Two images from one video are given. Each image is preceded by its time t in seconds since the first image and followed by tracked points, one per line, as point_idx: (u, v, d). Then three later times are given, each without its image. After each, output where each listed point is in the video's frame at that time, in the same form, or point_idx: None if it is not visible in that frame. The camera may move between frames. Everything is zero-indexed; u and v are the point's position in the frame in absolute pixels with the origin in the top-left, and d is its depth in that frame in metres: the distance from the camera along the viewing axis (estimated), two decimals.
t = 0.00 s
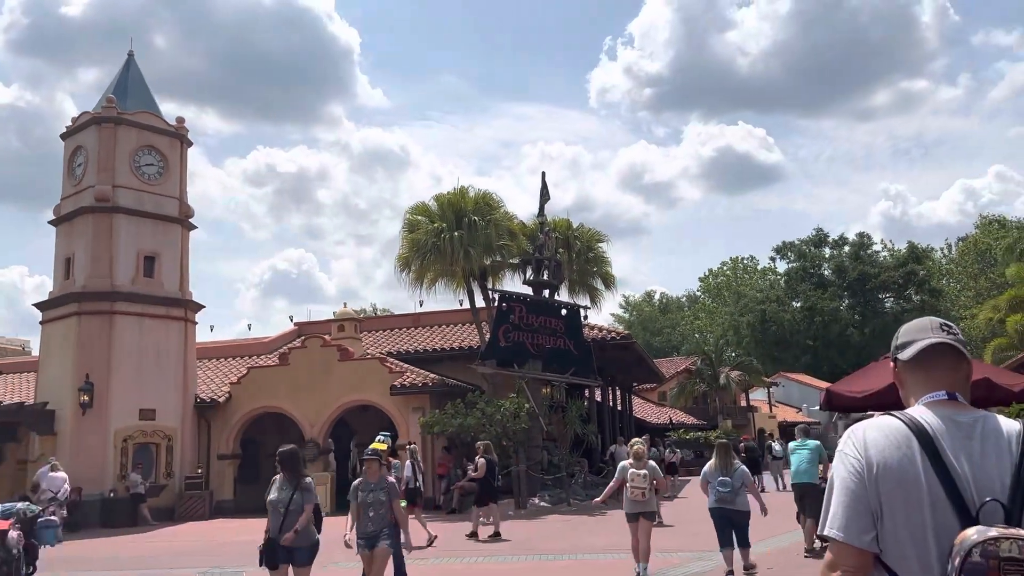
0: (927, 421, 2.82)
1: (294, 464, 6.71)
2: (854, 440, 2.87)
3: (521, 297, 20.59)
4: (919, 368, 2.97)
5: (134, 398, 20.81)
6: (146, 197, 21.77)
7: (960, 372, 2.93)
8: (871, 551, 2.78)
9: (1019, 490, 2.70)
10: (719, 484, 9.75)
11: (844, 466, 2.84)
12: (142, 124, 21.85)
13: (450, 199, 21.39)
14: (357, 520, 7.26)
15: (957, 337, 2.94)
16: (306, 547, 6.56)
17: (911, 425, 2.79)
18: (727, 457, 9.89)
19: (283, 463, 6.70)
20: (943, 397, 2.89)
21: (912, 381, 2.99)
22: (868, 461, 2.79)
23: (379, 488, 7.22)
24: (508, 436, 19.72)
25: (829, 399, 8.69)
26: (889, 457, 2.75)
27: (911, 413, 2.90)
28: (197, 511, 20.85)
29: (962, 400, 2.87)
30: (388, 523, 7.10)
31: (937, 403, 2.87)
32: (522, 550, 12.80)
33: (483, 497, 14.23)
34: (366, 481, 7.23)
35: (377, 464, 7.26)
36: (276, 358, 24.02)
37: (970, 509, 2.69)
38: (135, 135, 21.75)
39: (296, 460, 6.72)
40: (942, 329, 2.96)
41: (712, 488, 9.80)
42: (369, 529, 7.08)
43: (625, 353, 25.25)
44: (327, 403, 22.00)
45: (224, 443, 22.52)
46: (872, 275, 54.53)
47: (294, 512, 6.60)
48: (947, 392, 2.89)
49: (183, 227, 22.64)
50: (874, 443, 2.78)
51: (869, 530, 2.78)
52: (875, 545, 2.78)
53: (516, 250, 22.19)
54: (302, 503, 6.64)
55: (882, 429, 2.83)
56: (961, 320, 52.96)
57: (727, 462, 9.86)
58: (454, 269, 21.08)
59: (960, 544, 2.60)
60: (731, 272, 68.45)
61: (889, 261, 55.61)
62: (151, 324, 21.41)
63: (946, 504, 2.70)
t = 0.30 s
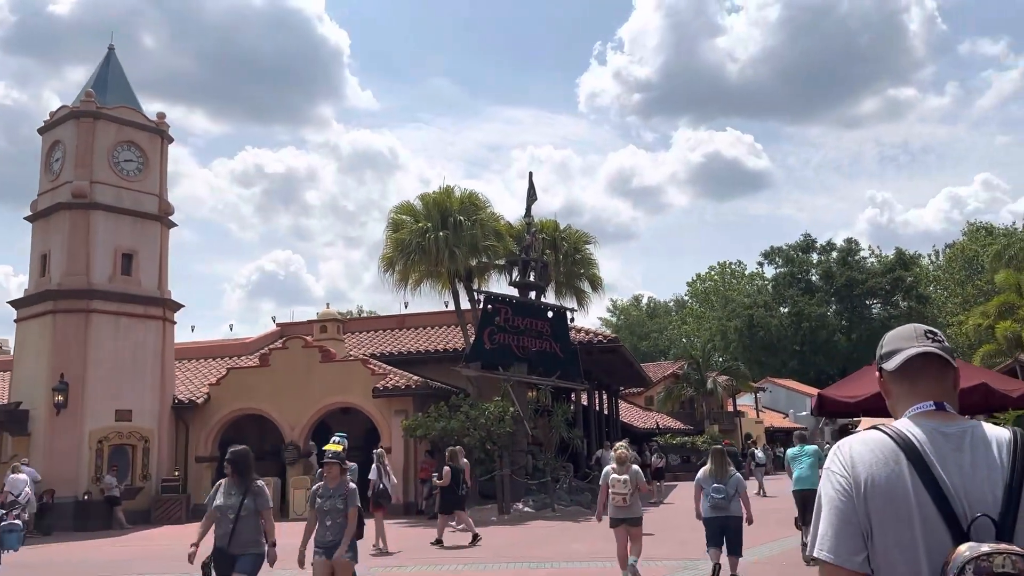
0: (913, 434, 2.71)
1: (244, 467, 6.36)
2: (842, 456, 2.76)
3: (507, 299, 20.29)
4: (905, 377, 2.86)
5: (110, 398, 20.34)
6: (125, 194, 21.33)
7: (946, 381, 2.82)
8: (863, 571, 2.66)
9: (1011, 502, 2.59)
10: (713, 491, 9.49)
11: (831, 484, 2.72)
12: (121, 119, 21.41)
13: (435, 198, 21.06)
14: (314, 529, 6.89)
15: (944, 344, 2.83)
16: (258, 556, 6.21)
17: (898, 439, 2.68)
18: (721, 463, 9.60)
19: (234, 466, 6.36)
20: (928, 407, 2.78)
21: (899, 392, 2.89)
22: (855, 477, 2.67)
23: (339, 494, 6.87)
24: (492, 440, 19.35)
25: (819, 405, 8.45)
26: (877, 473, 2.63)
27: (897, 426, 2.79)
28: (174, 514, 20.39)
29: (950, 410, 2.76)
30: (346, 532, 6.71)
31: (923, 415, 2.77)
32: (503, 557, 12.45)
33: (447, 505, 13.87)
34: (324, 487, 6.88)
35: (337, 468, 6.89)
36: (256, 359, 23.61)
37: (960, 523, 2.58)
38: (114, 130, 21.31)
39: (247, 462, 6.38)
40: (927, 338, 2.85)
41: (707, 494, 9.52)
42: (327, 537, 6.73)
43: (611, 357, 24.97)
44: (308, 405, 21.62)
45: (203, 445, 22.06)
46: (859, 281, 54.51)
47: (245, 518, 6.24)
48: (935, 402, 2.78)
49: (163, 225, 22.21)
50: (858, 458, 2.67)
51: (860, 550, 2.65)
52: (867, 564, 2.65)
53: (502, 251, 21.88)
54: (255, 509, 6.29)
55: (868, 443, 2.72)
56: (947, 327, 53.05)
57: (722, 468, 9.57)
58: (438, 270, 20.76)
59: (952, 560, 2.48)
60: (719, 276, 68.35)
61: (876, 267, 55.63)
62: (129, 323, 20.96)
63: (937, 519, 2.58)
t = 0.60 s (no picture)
0: (961, 424, 2.38)
1: (207, 471, 6.01)
2: (880, 445, 2.43)
3: (501, 297, 19.93)
4: (946, 366, 2.52)
5: (94, 396, 19.89)
6: (111, 186, 20.85)
7: (992, 370, 2.48)
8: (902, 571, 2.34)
9: None
10: (717, 493, 9.13)
11: (869, 477, 2.40)
12: (108, 111, 20.94)
13: (429, 193, 20.69)
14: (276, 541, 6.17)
15: (990, 332, 2.48)
16: (213, 570, 5.77)
17: (946, 429, 2.36)
18: (723, 463, 9.29)
19: (196, 470, 5.99)
20: (973, 399, 2.45)
21: (939, 384, 2.55)
22: (896, 469, 2.35)
23: (301, 501, 6.08)
24: (483, 440, 19.04)
25: (827, 405, 8.06)
26: (921, 465, 2.31)
27: (941, 415, 2.46)
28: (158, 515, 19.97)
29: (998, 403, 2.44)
30: (307, 545, 5.94)
31: (970, 405, 2.43)
32: (494, 561, 12.03)
33: (424, 505, 13.66)
34: (287, 492, 6.16)
35: (300, 472, 6.16)
36: (244, 357, 23.16)
37: (1017, 523, 2.27)
38: (100, 122, 20.84)
39: (210, 466, 6.01)
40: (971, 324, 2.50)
41: (710, 497, 9.16)
42: (288, 550, 5.99)
43: (605, 357, 24.65)
44: (296, 404, 21.18)
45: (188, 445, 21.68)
46: (853, 283, 54.36)
47: (203, 526, 5.82)
48: (982, 393, 2.45)
49: (149, 219, 21.74)
50: (899, 450, 2.34)
51: (899, 547, 2.33)
52: (907, 561, 2.34)
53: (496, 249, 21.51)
54: (216, 517, 5.91)
55: (909, 434, 2.39)
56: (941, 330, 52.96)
57: (724, 469, 9.26)
58: (431, 266, 20.36)
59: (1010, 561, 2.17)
60: (712, 279, 68.20)
61: (870, 270, 55.50)
62: (113, 319, 20.48)
63: (989, 516, 2.27)
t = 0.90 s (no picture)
0: None
1: (162, 472, 5.65)
2: (946, 462, 2.57)
3: (497, 296, 19.66)
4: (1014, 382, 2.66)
5: (83, 394, 19.57)
6: (101, 182, 20.55)
7: None
8: None
9: None
10: (713, 495, 8.86)
11: (938, 492, 2.52)
12: (99, 105, 20.64)
13: (424, 191, 20.41)
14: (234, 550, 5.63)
15: None
16: None
17: (1012, 447, 2.51)
18: (720, 465, 8.96)
19: (149, 473, 5.64)
20: None
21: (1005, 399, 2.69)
22: (965, 486, 2.49)
23: (266, 506, 5.64)
24: (478, 441, 18.76)
25: (834, 406, 7.82)
26: (989, 482, 2.46)
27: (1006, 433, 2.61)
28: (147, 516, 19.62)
29: None
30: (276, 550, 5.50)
31: None
32: (488, 566, 11.73)
33: (403, 509, 13.29)
34: (249, 496, 5.70)
35: (262, 474, 5.67)
36: (236, 355, 22.84)
37: None
38: (91, 116, 20.53)
39: (163, 468, 5.66)
40: None
41: (706, 499, 8.90)
42: (254, 559, 5.50)
43: (601, 358, 24.39)
44: (289, 404, 20.88)
45: (178, 444, 21.34)
46: (851, 286, 54.13)
47: (154, 533, 5.51)
48: None
49: (140, 215, 21.43)
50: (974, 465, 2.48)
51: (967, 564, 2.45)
52: None
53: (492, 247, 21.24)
54: (166, 522, 5.55)
55: (977, 451, 2.54)
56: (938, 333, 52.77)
57: (721, 471, 8.93)
58: (426, 265, 20.07)
59: None
60: (708, 280, 67.94)
61: (867, 273, 55.30)
62: (102, 316, 20.16)
63: None
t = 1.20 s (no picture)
0: None
1: (91, 471, 5.24)
2: (988, 435, 2.29)
3: (498, 289, 19.30)
4: None
5: (76, 387, 19.27)
6: (96, 172, 20.23)
7: None
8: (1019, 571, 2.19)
9: None
10: (718, 492, 8.53)
11: (979, 466, 2.25)
12: (93, 94, 20.32)
13: (424, 182, 20.07)
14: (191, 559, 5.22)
15: None
16: None
17: None
18: (726, 462, 8.69)
19: (78, 471, 5.24)
20: None
21: None
22: (1011, 459, 2.21)
23: (228, 508, 5.22)
24: (477, 437, 18.42)
25: (848, 399, 7.46)
26: None
27: None
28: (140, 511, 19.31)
29: None
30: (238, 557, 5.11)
31: None
32: (486, 564, 11.37)
33: (384, 504, 12.96)
34: (210, 496, 5.30)
35: (225, 472, 5.27)
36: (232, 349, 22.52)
37: None
38: (86, 105, 20.21)
39: (93, 466, 5.24)
40: None
41: (710, 496, 8.57)
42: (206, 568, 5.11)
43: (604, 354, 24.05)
44: (286, 398, 20.55)
45: (173, 439, 21.04)
46: (855, 282, 53.72)
47: (86, 536, 5.13)
48: None
49: (136, 206, 21.10)
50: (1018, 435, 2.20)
51: (1019, 548, 2.18)
52: None
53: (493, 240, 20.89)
54: (97, 525, 5.15)
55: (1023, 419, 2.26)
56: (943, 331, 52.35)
57: (727, 468, 8.65)
58: (425, 257, 19.73)
59: None
60: (712, 277, 67.57)
61: (872, 269, 54.88)
62: (96, 308, 19.84)
63: None
